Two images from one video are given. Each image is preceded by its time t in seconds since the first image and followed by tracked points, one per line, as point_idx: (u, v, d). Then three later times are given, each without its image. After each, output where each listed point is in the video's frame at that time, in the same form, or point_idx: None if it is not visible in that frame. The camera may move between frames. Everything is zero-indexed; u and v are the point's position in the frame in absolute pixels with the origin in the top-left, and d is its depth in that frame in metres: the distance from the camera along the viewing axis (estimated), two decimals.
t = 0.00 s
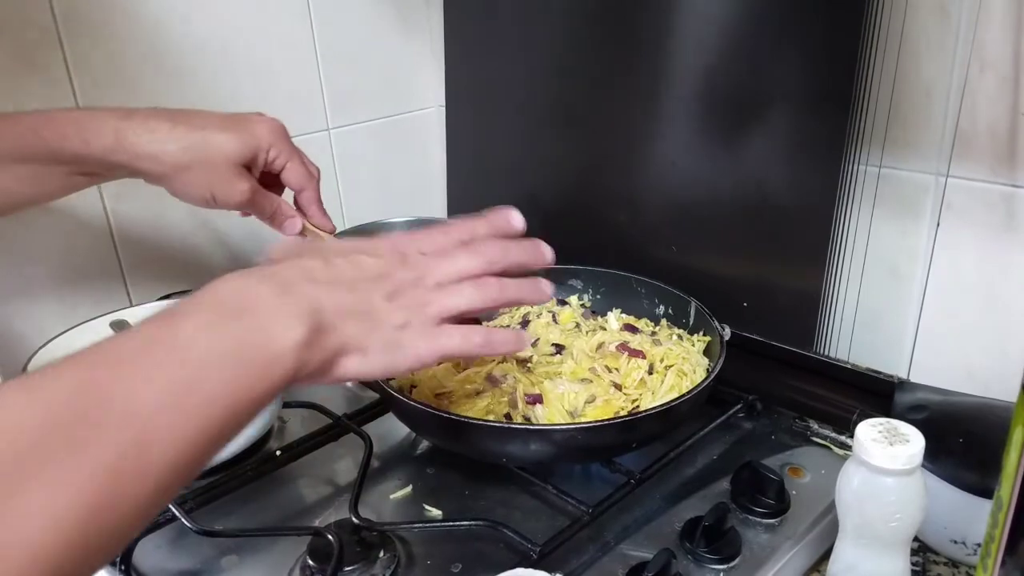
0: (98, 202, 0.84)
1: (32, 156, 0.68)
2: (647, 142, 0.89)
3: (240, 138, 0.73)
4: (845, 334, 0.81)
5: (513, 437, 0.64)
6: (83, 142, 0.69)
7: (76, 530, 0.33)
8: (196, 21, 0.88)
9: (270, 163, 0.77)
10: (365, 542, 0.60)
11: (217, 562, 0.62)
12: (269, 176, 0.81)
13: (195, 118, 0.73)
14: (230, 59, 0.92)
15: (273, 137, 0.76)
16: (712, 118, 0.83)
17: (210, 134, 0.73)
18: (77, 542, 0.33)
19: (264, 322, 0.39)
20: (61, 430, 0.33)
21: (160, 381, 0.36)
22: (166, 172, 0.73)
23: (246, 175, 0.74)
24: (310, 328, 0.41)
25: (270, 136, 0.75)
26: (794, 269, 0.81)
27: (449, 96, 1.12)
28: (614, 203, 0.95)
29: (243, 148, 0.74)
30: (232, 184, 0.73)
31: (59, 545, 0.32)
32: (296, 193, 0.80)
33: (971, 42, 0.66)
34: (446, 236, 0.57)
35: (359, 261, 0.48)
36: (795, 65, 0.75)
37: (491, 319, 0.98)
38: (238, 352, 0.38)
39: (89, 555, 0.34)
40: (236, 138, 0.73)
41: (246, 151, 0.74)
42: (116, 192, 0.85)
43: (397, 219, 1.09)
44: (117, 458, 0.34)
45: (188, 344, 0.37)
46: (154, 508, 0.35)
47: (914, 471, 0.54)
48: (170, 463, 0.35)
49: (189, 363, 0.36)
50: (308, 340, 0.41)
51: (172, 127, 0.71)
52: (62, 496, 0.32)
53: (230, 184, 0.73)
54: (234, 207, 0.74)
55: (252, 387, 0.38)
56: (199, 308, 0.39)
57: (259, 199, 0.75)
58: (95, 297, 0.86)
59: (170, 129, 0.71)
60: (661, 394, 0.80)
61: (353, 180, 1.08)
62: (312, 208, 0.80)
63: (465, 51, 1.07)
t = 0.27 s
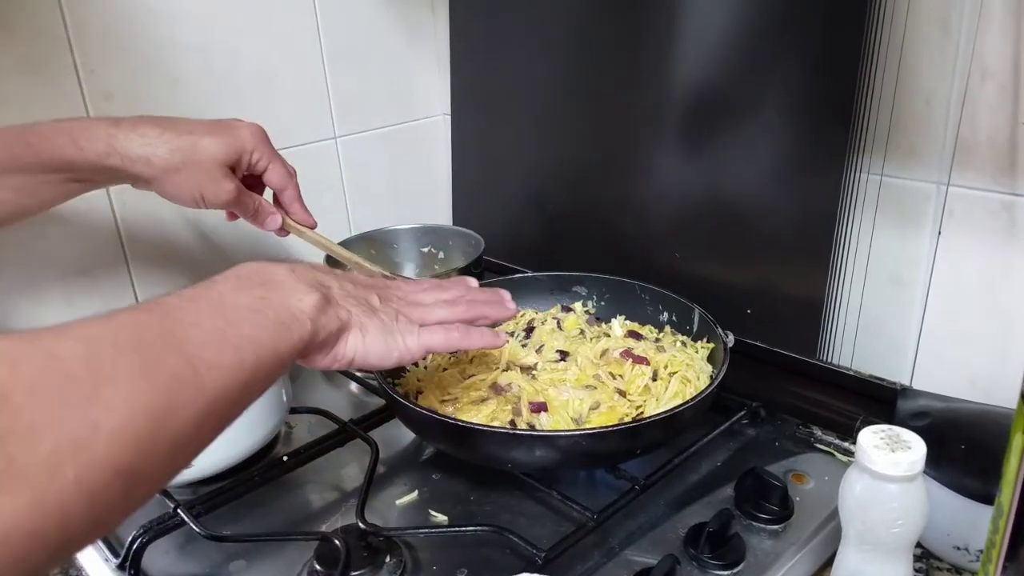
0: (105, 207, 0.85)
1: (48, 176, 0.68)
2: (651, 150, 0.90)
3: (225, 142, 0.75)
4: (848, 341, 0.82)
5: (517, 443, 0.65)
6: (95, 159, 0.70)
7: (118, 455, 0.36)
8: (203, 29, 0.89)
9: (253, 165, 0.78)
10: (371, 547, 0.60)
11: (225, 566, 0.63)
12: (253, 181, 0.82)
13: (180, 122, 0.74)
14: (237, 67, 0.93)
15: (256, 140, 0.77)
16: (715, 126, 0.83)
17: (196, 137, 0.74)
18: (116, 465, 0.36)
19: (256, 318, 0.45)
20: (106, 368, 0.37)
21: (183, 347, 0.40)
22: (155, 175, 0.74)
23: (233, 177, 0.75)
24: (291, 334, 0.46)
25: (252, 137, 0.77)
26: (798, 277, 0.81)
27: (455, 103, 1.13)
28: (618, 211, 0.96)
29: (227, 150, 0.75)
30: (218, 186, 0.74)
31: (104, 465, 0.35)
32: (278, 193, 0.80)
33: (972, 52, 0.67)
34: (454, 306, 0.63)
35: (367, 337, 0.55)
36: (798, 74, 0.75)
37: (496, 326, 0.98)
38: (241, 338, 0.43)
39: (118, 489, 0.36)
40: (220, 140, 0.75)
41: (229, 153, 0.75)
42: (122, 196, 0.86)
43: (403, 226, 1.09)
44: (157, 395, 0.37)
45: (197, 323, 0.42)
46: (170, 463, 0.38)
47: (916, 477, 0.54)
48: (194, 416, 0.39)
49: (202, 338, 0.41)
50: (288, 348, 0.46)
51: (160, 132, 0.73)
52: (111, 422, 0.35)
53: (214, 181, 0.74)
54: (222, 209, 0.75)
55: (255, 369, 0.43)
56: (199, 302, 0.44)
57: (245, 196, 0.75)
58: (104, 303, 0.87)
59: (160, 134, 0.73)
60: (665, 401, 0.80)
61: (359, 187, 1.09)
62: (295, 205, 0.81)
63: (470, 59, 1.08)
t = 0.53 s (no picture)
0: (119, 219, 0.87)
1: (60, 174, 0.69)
2: (659, 157, 0.90)
3: (239, 158, 0.76)
4: (857, 348, 0.82)
5: (526, 448, 0.65)
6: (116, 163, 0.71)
7: (75, 500, 0.35)
8: (215, 35, 0.90)
9: (269, 184, 0.80)
10: (381, 550, 0.60)
11: (236, 568, 0.63)
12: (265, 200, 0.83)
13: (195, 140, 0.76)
14: (249, 73, 0.93)
15: (270, 157, 0.79)
16: (724, 134, 0.84)
17: (211, 153, 0.75)
18: (72, 512, 0.35)
19: (250, 353, 0.44)
20: (74, 409, 0.36)
21: (163, 385, 0.39)
22: (170, 190, 0.75)
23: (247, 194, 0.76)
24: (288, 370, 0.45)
25: (266, 155, 0.78)
26: (806, 284, 0.82)
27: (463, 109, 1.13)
28: (627, 217, 0.96)
29: (242, 168, 0.76)
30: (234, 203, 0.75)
31: (57, 512, 0.34)
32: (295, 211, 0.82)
33: (981, 60, 0.67)
34: (466, 347, 0.61)
35: (370, 376, 0.53)
36: (807, 83, 0.75)
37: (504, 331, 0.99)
38: (229, 374, 0.42)
39: (74, 537, 0.35)
40: (236, 156, 0.76)
41: (244, 170, 0.77)
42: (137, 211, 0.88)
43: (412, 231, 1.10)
44: (127, 436, 0.36)
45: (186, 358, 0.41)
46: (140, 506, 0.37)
47: (925, 484, 0.54)
48: (169, 458, 0.38)
49: (187, 375, 0.40)
50: (283, 386, 0.45)
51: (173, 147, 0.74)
52: (70, 467, 0.35)
53: (229, 199, 0.75)
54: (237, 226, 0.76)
55: (241, 408, 0.41)
56: (191, 334, 0.43)
57: (261, 214, 0.75)
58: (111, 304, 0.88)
59: (173, 150, 0.74)
60: (674, 407, 0.80)
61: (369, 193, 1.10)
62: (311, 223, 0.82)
63: (479, 66, 1.08)
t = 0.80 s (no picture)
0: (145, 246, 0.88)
1: (117, 199, 0.69)
2: (674, 160, 0.90)
3: (303, 181, 0.75)
4: (872, 354, 0.81)
5: (539, 450, 0.65)
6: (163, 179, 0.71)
7: (61, 495, 0.34)
8: (231, 33, 0.90)
9: (334, 202, 0.78)
10: (393, 549, 0.60)
11: (249, 565, 0.63)
12: (334, 217, 0.82)
13: (258, 169, 0.74)
14: (264, 71, 0.93)
15: (333, 177, 0.77)
16: (740, 139, 0.83)
17: (278, 179, 0.74)
18: (57, 506, 0.34)
19: (243, 360, 0.43)
20: (62, 406, 0.35)
21: (155, 387, 0.38)
22: (236, 223, 0.73)
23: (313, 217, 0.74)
24: (281, 378, 0.45)
25: (329, 174, 0.77)
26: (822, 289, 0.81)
27: (478, 111, 1.13)
28: (640, 220, 0.96)
29: (307, 189, 0.75)
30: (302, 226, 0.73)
31: (41, 506, 0.33)
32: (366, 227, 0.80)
33: (1002, 66, 0.66)
34: (477, 344, 0.60)
35: (371, 380, 0.53)
36: (825, 88, 0.75)
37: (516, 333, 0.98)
38: (221, 380, 0.41)
39: (60, 532, 0.34)
40: (301, 180, 0.74)
41: (309, 192, 0.75)
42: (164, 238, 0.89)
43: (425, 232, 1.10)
44: (116, 432, 0.36)
45: (177, 363, 0.41)
46: (124, 508, 0.37)
47: (942, 491, 0.53)
48: (157, 459, 0.37)
49: (180, 378, 0.40)
50: (283, 390, 0.45)
51: (239, 182, 0.72)
52: (57, 461, 0.34)
53: (299, 227, 0.73)
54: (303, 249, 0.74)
55: (232, 414, 0.41)
56: (190, 338, 0.43)
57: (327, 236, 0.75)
58: (135, 306, 0.89)
59: (236, 181, 0.72)
60: (687, 411, 0.80)
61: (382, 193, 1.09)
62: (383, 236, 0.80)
63: (493, 67, 1.08)
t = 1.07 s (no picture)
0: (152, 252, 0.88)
1: (109, 206, 0.69)
2: (681, 157, 0.90)
3: (287, 190, 0.75)
4: (880, 350, 0.81)
5: (544, 447, 0.65)
6: (156, 186, 0.71)
7: (44, 486, 0.34)
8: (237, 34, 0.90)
9: (319, 212, 0.78)
10: (399, 546, 0.60)
11: (256, 564, 0.63)
12: (326, 226, 0.82)
13: (246, 179, 0.74)
14: (271, 72, 0.94)
15: (318, 185, 0.77)
16: (746, 137, 0.83)
17: (265, 188, 0.74)
18: (41, 497, 0.34)
19: (231, 357, 0.44)
20: (48, 401, 0.35)
21: (140, 383, 0.39)
22: (224, 229, 0.73)
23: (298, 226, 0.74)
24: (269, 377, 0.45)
25: (313, 181, 0.77)
26: (829, 285, 0.81)
27: (484, 110, 1.13)
28: (647, 218, 0.96)
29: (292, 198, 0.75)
30: (285, 234, 0.73)
31: (24, 496, 0.33)
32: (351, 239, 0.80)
33: (1009, 59, 0.66)
34: (468, 345, 0.60)
35: (361, 379, 0.53)
36: (831, 84, 0.75)
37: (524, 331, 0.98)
38: (208, 377, 0.42)
39: (43, 522, 0.34)
40: (284, 190, 0.74)
41: (292, 202, 0.75)
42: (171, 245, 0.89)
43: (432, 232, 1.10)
44: (101, 425, 0.36)
45: (164, 360, 0.41)
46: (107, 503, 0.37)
47: (948, 486, 0.53)
48: (142, 452, 0.37)
49: (166, 375, 0.40)
50: (271, 390, 0.45)
51: (225, 189, 0.73)
52: (42, 452, 0.34)
53: (283, 234, 0.73)
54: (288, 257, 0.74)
55: (218, 411, 0.41)
56: (179, 335, 0.43)
57: (313, 245, 0.74)
58: (147, 307, 0.89)
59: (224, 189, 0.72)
60: (693, 408, 0.80)
61: (389, 193, 1.10)
62: (369, 244, 0.80)
63: (499, 66, 1.08)
